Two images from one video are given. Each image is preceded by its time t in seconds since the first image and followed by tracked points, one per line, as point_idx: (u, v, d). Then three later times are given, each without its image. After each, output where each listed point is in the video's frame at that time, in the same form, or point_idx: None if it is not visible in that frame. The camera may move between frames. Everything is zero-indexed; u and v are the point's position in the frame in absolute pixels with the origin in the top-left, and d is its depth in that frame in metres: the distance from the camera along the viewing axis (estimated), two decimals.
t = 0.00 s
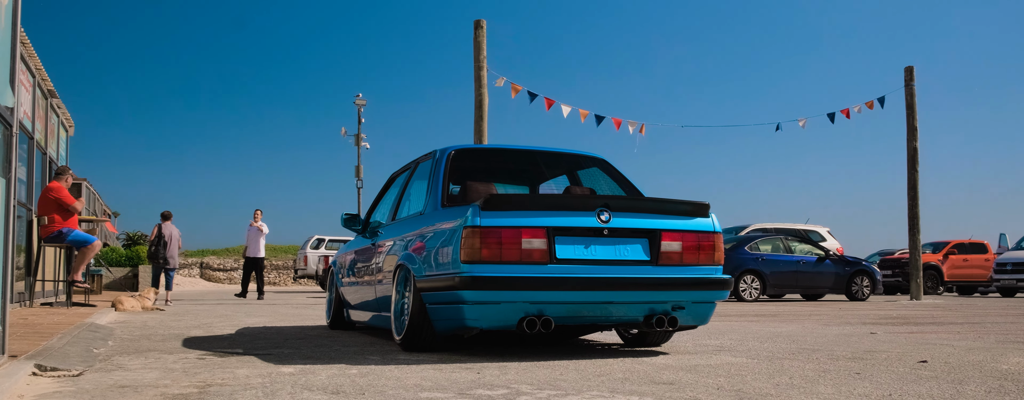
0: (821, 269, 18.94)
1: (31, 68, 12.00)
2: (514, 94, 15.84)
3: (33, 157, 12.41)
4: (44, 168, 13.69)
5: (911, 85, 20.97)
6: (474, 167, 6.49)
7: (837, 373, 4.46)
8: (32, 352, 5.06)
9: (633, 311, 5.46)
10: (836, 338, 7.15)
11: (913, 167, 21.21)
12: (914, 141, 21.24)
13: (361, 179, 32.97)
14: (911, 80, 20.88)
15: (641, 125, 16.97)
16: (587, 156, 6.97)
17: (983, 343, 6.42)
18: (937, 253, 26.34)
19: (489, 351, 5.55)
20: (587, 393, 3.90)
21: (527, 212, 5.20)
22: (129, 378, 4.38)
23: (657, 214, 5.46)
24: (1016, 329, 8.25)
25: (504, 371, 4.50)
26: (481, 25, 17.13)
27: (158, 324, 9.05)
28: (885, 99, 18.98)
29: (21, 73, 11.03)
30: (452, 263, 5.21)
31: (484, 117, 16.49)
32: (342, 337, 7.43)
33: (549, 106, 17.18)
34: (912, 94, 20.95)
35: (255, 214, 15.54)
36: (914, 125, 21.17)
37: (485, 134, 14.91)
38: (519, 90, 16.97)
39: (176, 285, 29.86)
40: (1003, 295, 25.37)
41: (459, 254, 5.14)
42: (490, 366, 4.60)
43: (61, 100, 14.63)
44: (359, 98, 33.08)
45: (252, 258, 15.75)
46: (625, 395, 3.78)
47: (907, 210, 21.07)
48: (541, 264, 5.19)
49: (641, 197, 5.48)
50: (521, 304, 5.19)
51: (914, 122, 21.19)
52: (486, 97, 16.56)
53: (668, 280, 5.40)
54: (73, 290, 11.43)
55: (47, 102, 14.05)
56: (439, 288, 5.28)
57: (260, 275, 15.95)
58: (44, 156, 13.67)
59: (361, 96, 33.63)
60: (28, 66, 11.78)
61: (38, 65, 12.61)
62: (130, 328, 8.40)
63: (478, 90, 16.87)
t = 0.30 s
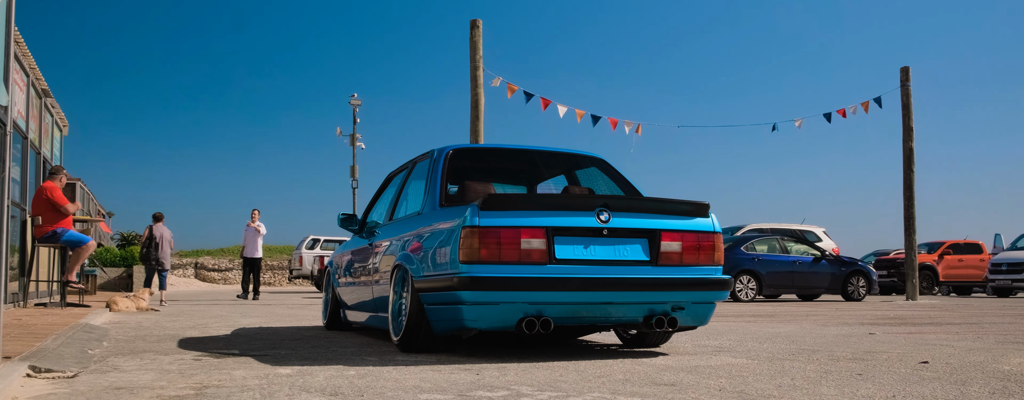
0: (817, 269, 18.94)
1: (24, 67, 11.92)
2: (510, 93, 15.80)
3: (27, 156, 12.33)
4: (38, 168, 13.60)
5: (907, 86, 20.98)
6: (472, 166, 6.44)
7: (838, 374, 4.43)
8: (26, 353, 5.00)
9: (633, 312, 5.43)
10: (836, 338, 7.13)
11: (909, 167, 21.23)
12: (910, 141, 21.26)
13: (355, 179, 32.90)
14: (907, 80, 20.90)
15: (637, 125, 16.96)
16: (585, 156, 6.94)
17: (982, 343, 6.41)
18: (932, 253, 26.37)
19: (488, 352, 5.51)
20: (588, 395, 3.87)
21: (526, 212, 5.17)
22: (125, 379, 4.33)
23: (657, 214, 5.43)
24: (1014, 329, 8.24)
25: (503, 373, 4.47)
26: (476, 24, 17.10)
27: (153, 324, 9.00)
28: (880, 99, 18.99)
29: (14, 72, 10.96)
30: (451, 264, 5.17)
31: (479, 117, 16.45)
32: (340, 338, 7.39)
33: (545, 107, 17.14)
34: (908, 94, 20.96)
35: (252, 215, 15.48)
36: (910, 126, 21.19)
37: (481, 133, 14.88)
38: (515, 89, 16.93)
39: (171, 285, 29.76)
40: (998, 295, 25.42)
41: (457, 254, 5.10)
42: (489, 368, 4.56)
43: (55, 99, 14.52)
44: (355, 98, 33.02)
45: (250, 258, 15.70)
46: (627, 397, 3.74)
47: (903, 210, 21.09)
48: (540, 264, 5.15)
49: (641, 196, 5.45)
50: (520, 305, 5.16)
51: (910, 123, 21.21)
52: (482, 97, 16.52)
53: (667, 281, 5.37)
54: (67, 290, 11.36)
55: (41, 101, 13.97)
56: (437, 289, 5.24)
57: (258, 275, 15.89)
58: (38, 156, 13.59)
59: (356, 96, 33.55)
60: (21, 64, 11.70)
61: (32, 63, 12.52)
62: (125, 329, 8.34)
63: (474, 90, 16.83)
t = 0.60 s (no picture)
0: (813, 269, 18.94)
1: (19, 66, 11.85)
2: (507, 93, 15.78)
3: (21, 156, 12.27)
4: (32, 167, 13.53)
5: (903, 86, 21.01)
6: (471, 166, 6.40)
7: (841, 375, 4.41)
8: (20, 354, 4.95)
9: (633, 313, 5.39)
10: (835, 339, 7.10)
11: (905, 168, 21.26)
12: (906, 141, 21.28)
13: (351, 179, 32.85)
14: (903, 80, 20.92)
15: (633, 125, 16.94)
16: (584, 156, 6.91)
17: (983, 344, 6.40)
18: (928, 253, 26.42)
19: (487, 354, 5.47)
20: (590, 397, 3.84)
21: (526, 212, 5.13)
22: (122, 381, 4.29)
23: (658, 214, 5.39)
24: (1013, 330, 8.23)
25: (504, 374, 4.43)
26: (473, 24, 17.08)
27: (148, 325, 8.94)
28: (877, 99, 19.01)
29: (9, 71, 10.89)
30: (450, 264, 5.13)
31: (476, 116, 16.42)
32: (337, 338, 7.34)
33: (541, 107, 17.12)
34: (904, 95, 20.99)
35: (249, 215, 15.42)
36: (906, 126, 21.21)
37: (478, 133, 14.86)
38: (511, 89, 16.91)
39: (165, 285, 29.66)
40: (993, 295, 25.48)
41: (457, 254, 5.07)
42: (489, 369, 4.53)
43: (49, 98, 14.45)
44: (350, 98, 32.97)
45: (248, 259, 15.62)
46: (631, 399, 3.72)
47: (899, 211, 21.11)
48: (540, 265, 5.11)
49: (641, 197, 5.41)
50: (520, 305, 5.12)
51: (906, 123, 21.23)
52: (478, 97, 16.49)
53: (668, 281, 5.34)
54: (62, 290, 11.29)
55: (36, 100, 13.90)
56: (436, 289, 5.21)
57: (256, 276, 15.80)
58: (33, 156, 13.51)
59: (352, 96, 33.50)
60: (15, 64, 11.63)
61: (26, 63, 12.46)
62: (121, 330, 8.28)
63: (470, 90, 16.80)
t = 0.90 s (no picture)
0: (810, 270, 18.93)
1: (14, 66, 11.79)
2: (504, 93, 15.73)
3: (15, 156, 12.19)
4: (27, 168, 13.47)
5: (899, 86, 21.01)
6: (471, 166, 6.36)
7: (845, 376, 4.38)
8: (16, 355, 4.90)
9: (634, 313, 5.36)
10: (835, 339, 7.07)
11: (901, 168, 21.26)
12: (902, 142, 21.28)
13: (347, 179, 32.79)
14: (899, 81, 20.93)
15: (630, 126, 16.92)
16: (583, 155, 6.88)
17: (984, 345, 6.37)
18: (924, 253, 26.43)
19: (487, 355, 5.44)
20: (593, 398, 3.82)
21: (526, 212, 5.09)
22: (119, 382, 4.24)
23: (659, 214, 5.36)
24: (1012, 330, 8.20)
25: (505, 375, 4.40)
26: (469, 24, 17.04)
27: (144, 326, 8.89)
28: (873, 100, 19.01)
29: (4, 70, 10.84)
30: (450, 265, 5.09)
31: (473, 116, 16.38)
32: (335, 339, 7.30)
33: (538, 107, 17.08)
34: (901, 95, 20.99)
35: (247, 215, 15.37)
36: (902, 127, 21.22)
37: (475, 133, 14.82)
38: (508, 89, 16.87)
39: (160, 286, 29.56)
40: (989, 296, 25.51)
41: (457, 255, 5.03)
42: (490, 370, 4.50)
43: (44, 98, 14.38)
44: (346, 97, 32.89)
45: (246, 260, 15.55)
46: None
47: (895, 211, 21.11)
48: (541, 265, 5.08)
49: (642, 197, 5.38)
50: (521, 306, 5.08)
51: (903, 124, 21.23)
52: (475, 96, 16.44)
53: (669, 282, 5.31)
54: (57, 291, 11.21)
55: (31, 99, 13.83)
56: (437, 290, 5.17)
57: (254, 277, 15.73)
58: (28, 156, 13.44)
59: (347, 95, 33.44)
60: (10, 63, 11.55)
61: (21, 62, 12.39)
62: (117, 331, 8.23)
63: (467, 90, 16.76)
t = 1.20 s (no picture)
0: (807, 270, 18.93)
1: (9, 65, 11.72)
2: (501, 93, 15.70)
3: (11, 156, 12.12)
4: (23, 168, 13.41)
5: (896, 87, 21.02)
6: (471, 166, 6.32)
7: (848, 377, 4.36)
8: (13, 356, 4.86)
9: (635, 314, 5.33)
10: (836, 340, 7.05)
11: (898, 168, 21.27)
12: (899, 142, 21.29)
13: (343, 179, 32.72)
14: (897, 81, 20.94)
15: (628, 126, 16.91)
16: (584, 155, 6.84)
17: (986, 346, 6.35)
18: (920, 253, 26.45)
19: (487, 356, 5.40)
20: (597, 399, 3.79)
21: (528, 212, 5.06)
22: (117, 384, 4.19)
23: (661, 214, 5.32)
24: (1012, 330, 8.19)
25: (507, 377, 4.37)
26: (466, 24, 17.01)
27: (141, 326, 8.85)
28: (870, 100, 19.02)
29: None
30: (451, 265, 5.06)
31: (470, 116, 16.34)
32: (333, 340, 7.26)
33: (535, 107, 17.05)
34: (898, 96, 21.00)
35: (244, 215, 15.32)
36: (899, 127, 21.23)
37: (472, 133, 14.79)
38: (505, 89, 16.85)
39: (156, 286, 29.49)
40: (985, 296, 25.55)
41: (458, 255, 5.00)
42: (491, 371, 4.47)
43: (39, 97, 14.30)
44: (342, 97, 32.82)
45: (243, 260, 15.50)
46: None
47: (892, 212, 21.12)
48: (541, 265, 5.05)
49: (644, 197, 5.35)
50: (521, 307, 5.05)
51: (900, 124, 21.24)
52: (472, 96, 16.41)
53: (671, 282, 5.28)
54: (52, 291, 11.15)
55: (26, 99, 13.76)
56: (437, 290, 5.13)
57: (252, 277, 15.68)
58: (23, 156, 13.38)
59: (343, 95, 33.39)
60: (6, 62, 11.50)
61: (17, 61, 12.33)
62: (113, 331, 8.17)
63: (465, 90, 16.73)
